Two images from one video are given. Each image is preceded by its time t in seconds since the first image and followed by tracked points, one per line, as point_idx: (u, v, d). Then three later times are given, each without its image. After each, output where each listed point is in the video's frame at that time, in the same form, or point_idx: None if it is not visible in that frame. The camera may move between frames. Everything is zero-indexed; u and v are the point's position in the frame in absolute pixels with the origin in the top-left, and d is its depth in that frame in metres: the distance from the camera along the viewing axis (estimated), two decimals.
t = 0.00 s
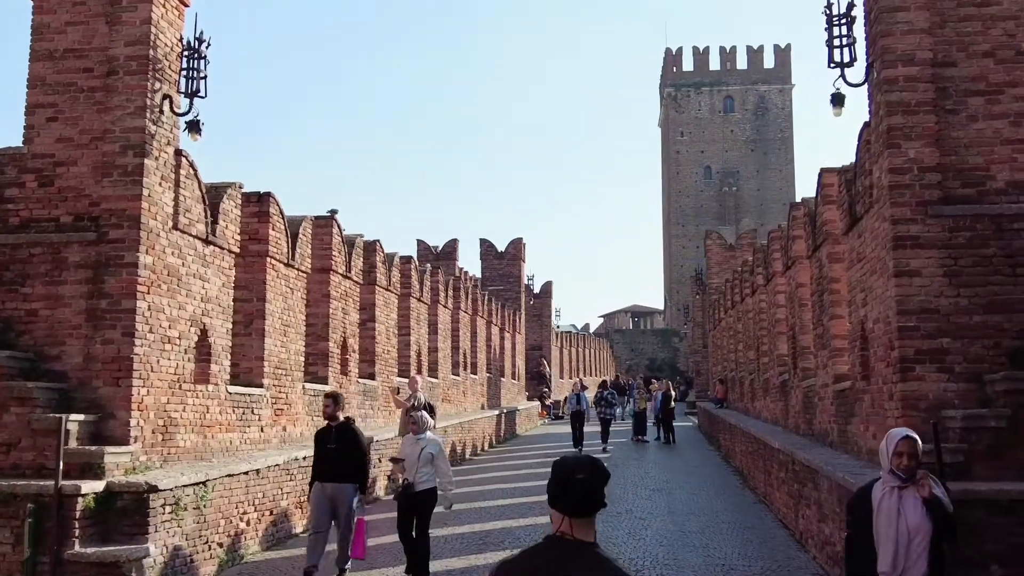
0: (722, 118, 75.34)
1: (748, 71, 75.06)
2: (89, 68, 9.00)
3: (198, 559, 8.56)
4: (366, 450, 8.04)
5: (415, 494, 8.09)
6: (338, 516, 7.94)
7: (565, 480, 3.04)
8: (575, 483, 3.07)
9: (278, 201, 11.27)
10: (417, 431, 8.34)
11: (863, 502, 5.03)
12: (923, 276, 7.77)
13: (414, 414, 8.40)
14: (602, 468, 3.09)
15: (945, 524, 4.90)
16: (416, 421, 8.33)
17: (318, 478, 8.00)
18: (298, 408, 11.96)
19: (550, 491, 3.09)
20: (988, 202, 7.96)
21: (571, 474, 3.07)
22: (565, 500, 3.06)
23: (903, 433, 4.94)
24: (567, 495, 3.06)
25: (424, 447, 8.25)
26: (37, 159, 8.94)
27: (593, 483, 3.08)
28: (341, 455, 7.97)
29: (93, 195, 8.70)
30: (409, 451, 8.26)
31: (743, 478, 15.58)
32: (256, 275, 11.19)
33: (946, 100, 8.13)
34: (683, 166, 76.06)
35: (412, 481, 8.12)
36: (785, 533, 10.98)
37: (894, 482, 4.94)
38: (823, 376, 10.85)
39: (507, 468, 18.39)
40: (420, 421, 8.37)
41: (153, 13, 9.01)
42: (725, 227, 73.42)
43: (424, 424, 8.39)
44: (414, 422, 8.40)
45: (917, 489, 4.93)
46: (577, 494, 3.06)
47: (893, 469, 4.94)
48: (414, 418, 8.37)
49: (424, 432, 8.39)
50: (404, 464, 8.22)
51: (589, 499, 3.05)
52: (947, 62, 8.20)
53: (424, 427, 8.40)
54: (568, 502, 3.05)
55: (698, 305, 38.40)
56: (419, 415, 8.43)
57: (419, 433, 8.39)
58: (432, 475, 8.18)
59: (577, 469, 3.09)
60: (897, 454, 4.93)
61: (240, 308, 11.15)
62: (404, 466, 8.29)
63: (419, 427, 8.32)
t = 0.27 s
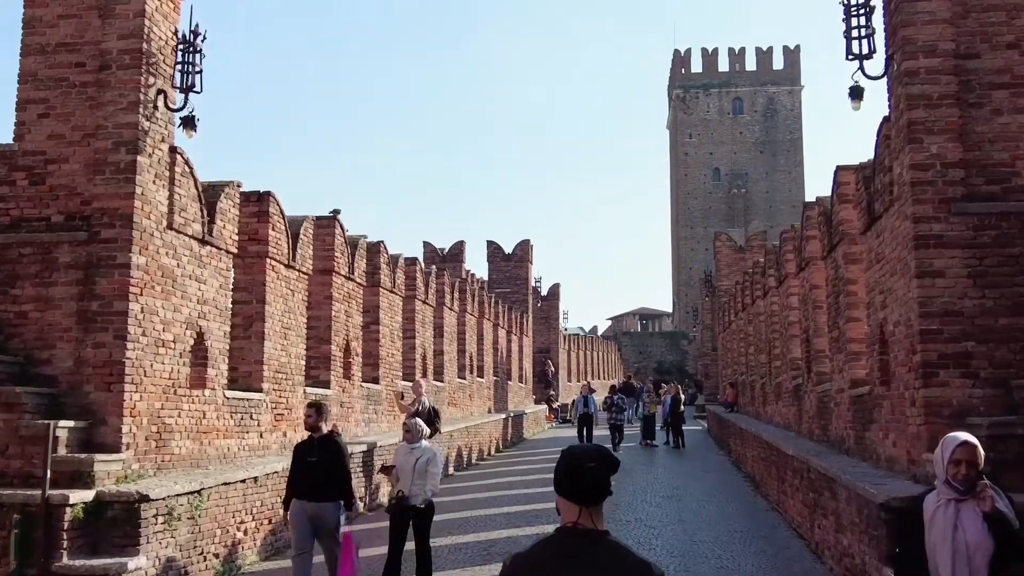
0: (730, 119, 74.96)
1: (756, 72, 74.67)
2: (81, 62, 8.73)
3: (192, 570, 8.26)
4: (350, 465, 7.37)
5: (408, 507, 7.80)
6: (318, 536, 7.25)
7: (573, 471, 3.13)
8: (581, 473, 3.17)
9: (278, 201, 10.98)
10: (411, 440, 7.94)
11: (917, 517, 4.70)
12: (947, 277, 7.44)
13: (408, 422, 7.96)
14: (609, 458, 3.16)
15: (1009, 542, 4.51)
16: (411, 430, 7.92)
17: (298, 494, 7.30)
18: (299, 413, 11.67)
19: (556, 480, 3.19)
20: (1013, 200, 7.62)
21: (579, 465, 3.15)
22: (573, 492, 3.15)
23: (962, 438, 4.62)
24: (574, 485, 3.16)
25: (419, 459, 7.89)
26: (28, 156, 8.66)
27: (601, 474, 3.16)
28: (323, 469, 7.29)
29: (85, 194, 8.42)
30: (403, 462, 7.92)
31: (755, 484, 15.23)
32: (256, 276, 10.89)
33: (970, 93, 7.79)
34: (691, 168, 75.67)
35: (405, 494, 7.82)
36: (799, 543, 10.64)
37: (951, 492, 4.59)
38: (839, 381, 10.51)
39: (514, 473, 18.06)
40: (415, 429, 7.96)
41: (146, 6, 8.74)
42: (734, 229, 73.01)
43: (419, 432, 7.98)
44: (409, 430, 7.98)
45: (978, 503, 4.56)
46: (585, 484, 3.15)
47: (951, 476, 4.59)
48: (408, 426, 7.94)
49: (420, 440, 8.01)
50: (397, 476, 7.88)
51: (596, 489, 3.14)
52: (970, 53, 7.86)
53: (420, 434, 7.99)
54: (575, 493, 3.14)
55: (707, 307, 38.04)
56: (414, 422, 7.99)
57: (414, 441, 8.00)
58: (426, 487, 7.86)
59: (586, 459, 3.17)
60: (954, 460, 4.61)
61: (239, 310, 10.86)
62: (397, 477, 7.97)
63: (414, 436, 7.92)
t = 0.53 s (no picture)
0: (737, 118, 74.57)
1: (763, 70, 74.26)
2: (70, 53, 8.46)
3: None
4: (327, 465, 6.95)
5: (389, 517, 7.50)
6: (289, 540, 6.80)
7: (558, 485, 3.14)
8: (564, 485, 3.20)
9: (275, 196, 10.70)
10: (391, 446, 7.64)
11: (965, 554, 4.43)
12: (967, 274, 7.13)
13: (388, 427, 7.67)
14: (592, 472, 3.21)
15: None
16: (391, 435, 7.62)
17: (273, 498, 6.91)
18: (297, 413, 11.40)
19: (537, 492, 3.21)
20: None
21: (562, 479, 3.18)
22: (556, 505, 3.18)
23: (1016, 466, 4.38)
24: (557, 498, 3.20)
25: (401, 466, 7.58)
26: (15, 150, 8.40)
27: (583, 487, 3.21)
28: (298, 470, 6.90)
29: (73, 188, 8.15)
30: (384, 470, 7.61)
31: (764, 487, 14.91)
32: (252, 274, 10.60)
33: (990, 82, 7.48)
34: (698, 166, 75.30)
35: (386, 504, 7.51)
36: (810, 548, 10.33)
37: (1006, 526, 4.35)
38: (851, 381, 10.20)
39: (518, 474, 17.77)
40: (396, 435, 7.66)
41: None
42: (740, 228, 72.63)
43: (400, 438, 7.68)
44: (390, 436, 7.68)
45: None
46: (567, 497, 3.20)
47: (1005, 509, 4.34)
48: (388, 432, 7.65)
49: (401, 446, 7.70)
50: (378, 484, 7.57)
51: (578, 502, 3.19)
52: (991, 41, 7.55)
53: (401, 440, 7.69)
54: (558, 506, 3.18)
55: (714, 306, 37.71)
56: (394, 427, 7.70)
57: (394, 447, 7.69)
58: (408, 496, 7.56)
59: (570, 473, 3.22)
60: (1008, 489, 4.35)
61: (235, 308, 10.58)
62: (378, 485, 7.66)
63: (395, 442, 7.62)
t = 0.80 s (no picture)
0: (742, 119, 74.22)
1: (769, 71, 73.91)
2: (55, 46, 8.19)
3: None
4: (303, 478, 6.61)
5: (369, 530, 6.91)
6: (259, 556, 6.47)
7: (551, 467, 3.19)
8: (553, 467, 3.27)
9: (268, 194, 10.43)
10: (367, 452, 7.06)
11: None
12: (983, 271, 6.83)
13: (363, 430, 7.12)
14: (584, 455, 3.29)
15: None
16: (366, 441, 7.06)
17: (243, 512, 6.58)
18: (292, 417, 11.12)
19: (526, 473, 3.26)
20: None
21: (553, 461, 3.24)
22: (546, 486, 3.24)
23: None
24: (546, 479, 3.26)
25: (380, 473, 7.06)
26: None
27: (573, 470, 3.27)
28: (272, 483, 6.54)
29: (57, 185, 7.89)
30: (362, 478, 7.05)
31: (771, 491, 14.60)
32: (246, 274, 10.33)
33: (1007, 71, 7.17)
34: (703, 168, 74.96)
35: (365, 515, 6.92)
36: (820, 556, 10.02)
37: None
38: (862, 383, 9.89)
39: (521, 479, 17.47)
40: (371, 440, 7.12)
41: None
42: (746, 229, 72.26)
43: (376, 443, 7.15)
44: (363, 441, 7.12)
45: None
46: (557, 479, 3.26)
47: None
48: (363, 437, 7.07)
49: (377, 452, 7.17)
50: (355, 494, 6.99)
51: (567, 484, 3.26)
52: (1007, 28, 7.24)
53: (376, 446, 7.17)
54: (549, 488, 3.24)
55: (720, 308, 37.38)
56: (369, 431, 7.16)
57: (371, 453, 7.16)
58: (388, 506, 7.00)
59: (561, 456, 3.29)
60: None
61: (227, 309, 10.32)
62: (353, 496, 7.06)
63: (371, 448, 7.08)
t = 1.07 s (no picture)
0: (749, 120, 73.85)
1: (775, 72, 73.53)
2: (41, 38, 7.93)
3: None
4: (278, 485, 6.01)
5: (346, 548, 6.38)
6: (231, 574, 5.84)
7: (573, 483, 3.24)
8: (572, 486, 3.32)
9: (265, 192, 10.16)
10: (347, 465, 6.55)
11: None
12: (1007, 267, 6.51)
13: (345, 442, 6.58)
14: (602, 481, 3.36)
15: None
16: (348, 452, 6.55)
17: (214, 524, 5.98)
18: (290, 421, 10.83)
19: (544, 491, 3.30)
20: None
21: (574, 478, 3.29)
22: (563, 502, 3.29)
23: None
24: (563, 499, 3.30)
25: (358, 488, 6.48)
26: None
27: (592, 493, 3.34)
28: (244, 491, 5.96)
29: (43, 181, 7.62)
30: (339, 493, 6.50)
31: (782, 496, 14.27)
32: (241, 274, 10.05)
33: None
34: (710, 169, 74.61)
35: (341, 532, 6.40)
36: (833, 564, 9.71)
37: None
38: (877, 386, 9.57)
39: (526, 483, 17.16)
40: (353, 452, 6.56)
41: None
42: (753, 231, 71.86)
43: (357, 455, 6.58)
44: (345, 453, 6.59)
45: None
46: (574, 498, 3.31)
47: None
48: (344, 448, 6.56)
49: (359, 464, 6.60)
50: (331, 509, 6.46)
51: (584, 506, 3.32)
52: None
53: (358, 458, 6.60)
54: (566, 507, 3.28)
55: (727, 309, 37.03)
56: (351, 442, 6.60)
57: (351, 466, 6.59)
58: (368, 522, 6.44)
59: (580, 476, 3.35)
60: None
61: (223, 310, 10.04)
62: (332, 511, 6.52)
63: (351, 461, 6.52)
